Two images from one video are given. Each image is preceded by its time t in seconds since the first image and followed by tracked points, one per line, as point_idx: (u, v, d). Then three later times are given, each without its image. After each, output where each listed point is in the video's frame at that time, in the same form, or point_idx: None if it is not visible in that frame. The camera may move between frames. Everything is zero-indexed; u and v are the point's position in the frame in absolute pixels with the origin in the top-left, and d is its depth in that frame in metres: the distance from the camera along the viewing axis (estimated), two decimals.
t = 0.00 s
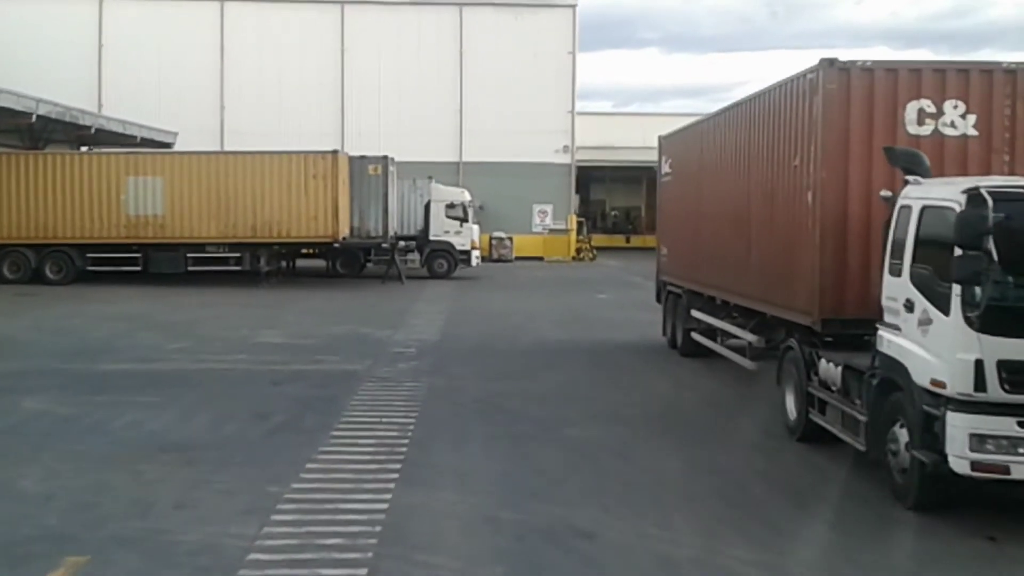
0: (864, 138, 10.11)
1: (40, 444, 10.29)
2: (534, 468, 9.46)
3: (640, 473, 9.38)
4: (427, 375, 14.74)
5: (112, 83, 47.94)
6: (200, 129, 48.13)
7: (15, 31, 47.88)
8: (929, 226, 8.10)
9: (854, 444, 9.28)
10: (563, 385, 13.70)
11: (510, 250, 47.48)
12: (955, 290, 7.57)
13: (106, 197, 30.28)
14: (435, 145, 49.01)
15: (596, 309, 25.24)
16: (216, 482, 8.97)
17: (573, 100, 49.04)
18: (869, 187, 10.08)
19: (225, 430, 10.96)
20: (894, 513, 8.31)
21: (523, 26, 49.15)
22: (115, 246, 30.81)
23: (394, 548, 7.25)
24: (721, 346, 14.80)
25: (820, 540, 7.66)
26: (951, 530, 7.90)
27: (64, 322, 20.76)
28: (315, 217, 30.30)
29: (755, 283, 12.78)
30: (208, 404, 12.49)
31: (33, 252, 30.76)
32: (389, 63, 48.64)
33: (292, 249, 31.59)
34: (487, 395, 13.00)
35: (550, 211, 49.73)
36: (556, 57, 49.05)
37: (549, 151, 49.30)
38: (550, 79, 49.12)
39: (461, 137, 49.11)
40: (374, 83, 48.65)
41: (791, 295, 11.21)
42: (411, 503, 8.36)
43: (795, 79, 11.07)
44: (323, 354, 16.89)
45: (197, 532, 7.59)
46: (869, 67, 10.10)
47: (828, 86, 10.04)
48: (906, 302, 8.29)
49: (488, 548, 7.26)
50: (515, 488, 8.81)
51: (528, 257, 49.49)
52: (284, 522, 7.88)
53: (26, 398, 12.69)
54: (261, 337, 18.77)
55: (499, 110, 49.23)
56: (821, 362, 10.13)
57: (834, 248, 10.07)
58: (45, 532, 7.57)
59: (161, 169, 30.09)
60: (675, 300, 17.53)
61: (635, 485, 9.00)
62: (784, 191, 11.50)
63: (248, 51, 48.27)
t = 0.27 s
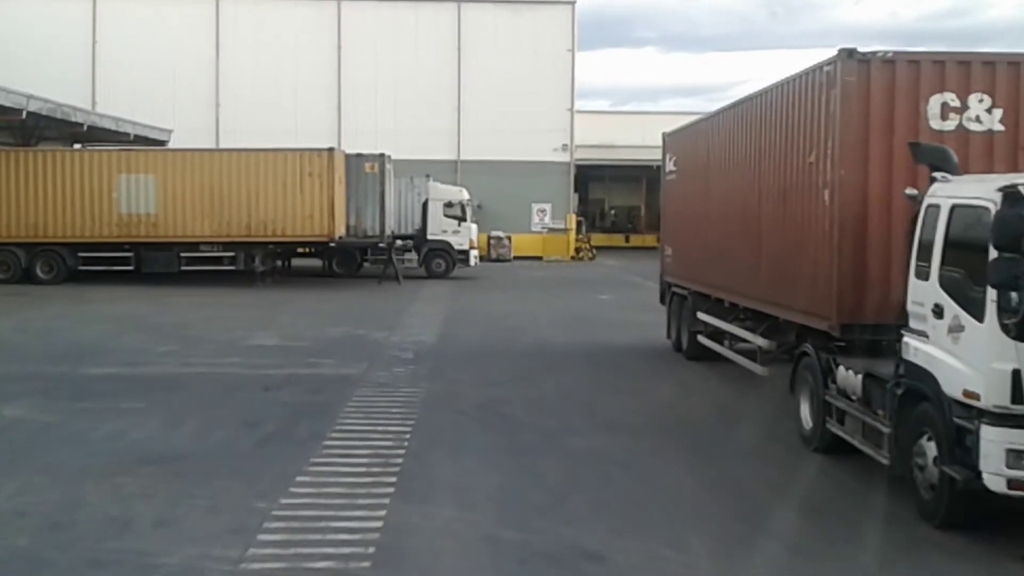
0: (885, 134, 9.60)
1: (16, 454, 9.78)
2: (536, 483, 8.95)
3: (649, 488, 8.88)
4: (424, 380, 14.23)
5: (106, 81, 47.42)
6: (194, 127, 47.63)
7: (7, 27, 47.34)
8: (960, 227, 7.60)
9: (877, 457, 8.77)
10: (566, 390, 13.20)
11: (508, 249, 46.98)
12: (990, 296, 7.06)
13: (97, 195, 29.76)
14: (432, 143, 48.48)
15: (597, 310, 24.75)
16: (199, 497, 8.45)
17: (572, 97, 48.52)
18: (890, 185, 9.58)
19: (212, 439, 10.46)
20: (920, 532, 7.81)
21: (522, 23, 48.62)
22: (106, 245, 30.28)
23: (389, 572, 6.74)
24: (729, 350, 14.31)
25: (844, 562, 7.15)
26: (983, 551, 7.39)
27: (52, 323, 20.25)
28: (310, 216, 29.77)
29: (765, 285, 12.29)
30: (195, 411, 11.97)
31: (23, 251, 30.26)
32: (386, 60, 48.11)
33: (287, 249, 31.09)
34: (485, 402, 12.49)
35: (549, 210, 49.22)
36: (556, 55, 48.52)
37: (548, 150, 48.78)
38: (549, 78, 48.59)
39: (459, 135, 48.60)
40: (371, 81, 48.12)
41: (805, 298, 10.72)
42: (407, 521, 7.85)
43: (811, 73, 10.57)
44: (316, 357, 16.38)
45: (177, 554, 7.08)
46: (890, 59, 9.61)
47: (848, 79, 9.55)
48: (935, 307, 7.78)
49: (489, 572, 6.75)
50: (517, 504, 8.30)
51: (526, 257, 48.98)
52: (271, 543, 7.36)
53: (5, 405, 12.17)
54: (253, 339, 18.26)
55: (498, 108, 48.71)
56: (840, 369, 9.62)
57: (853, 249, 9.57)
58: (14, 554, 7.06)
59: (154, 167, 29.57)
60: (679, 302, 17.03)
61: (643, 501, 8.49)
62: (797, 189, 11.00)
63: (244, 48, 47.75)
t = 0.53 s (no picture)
0: (909, 131, 9.10)
1: None
2: (541, 502, 8.41)
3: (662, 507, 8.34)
4: (423, 386, 13.68)
5: (101, 80, 46.89)
6: (191, 126, 47.15)
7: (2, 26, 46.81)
8: (998, 228, 7.06)
9: (904, 473, 8.24)
10: (570, 399, 12.66)
11: (508, 250, 46.47)
12: None
13: (90, 195, 29.22)
14: (431, 143, 47.97)
15: (600, 313, 24.21)
16: (182, 517, 7.90)
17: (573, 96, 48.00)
18: (916, 186, 9.07)
19: (199, 452, 9.92)
20: (954, 555, 7.27)
21: (522, 21, 48.10)
22: (99, 246, 29.78)
23: None
24: (740, 355, 13.78)
25: None
26: None
27: (40, 326, 19.71)
28: (307, 217, 29.25)
29: (779, 290, 11.78)
30: (182, 421, 11.44)
31: (15, 253, 29.75)
32: (384, 59, 47.59)
33: (284, 250, 30.56)
34: (485, 411, 11.95)
35: (549, 210, 48.69)
36: (556, 53, 48.00)
37: (548, 149, 48.26)
38: (549, 76, 48.05)
39: (459, 134, 48.09)
40: (369, 79, 47.61)
41: (823, 304, 10.20)
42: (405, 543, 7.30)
43: (829, 67, 10.06)
44: (311, 362, 15.84)
45: None
46: (913, 51, 9.10)
47: (869, 72, 9.04)
48: (969, 313, 7.25)
49: None
50: (522, 525, 7.75)
51: (527, 258, 48.46)
52: (257, 568, 6.82)
53: None
54: (247, 344, 17.72)
55: (497, 107, 48.20)
56: (862, 378, 9.09)
57: (876, 252, 9.06)
58: None
59: (148, 166, 29.03)
60: (686, 305, 16.50)
61: (655, 522, 7.95)
62: (814, 189, 10.51)
63: (241, 47, 47.24)
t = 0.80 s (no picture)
0: (939, 126, 8.59)
1: None
2: (548, 521, 7.89)
3: (675, 526, 7.82)
4: (423, 392, 13.16)
5: (97, 76, 46.34)
6: (187, 123, 46.64)
7: None
8: None
9: (934, 490, 7.73)
10: (576, 406, 12.13)
11: (508, 250, 45.97)
12: None
13: (83, 193, 28.69)
14: (430, 142, 47.46)
15: (602, 314, 23.70)
16: (163, 536, 7.38)
17: (574, 95, 47.47)
18: (945, 185, 8.58)
19: (185, 464, 9.40)
20: None
21: (523, 18, 47.57)
22: (92, 244, 29.25)
23: None
24: (752, 362, 13.25)
25: None
26: None
27: (28, 327, 19.20)
28: (304, 216, 28.74)
29: (795, 293, 11.27)
30: (170, 429, 10.91)
31: (7, 251, 29.25)
32: (384, 57, 47.06)
33: (280, 249, 30.03)
34: (487, 418, 11.44)
35: (549, 210, 48.17)
36: (558, 51, 47.46)
37: (549, 148, 47.74)
38: (550, 74, 47.51)
39: (458, 133, 47.57)
40: (369, 77, 47.07)
41: (843, 308, 9.70)
42: (401, 567, 6.77)
43: (851, 59, 9.55)
44: (306, 365, 15.31)
45: None
46: (944, 42, 8.58)
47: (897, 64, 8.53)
48: (1009, 321, 6.74)
49: None
50: (527, 546, 7.23)
51: (527, 258, 47.96)
52: None
53: None
54: (240, 346, 17.19)
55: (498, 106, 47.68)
56: (887, 388, 8.59)
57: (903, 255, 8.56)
58: None
59: (142, 164, 28.50)
60: (693, 308, 15.99)
61: (669, 544, 7.43)
62: (833, 188, 10.01)
63: (238, 44, 46.70)
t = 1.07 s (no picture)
0: (972, 119, 8.08)
1: None
2: (554, 541, 7.39)
3: (691, 549, 7.29)
4: (421, 398, 12.66)
5: (93, 73, 45.79)
6: (184, 121, 46.12)
7: None
8: None
9: (970, 510, 7.20)
10: (580, 414, 11.63)
11: (507, 250, 45.46)
12: None
13: (75, 191, 28.16)
14: (430, 140, 46.94)
15: (604, 316, 23.21)
16: (141, 558, 6.87)
17: (574, 93, 46.96)
18: (977, 183, 8.06)
19: (170, 478, 8.88)
20: None
21: (523, 16, 47.02)
22: (85, 243, 28.74)
23: None
24: (764, 369, 12.77)
25: None
26: None
27: (16, 329, 18.68)
28: (300, 215, 28.23)
29: (813, 298, 10.76)
30: (155, 438, 10.40)
31: None
32: (382, 54, 46.51)
33: (276, 249, 29.50)
34: (488, 428, 10.93)
35: (549, 209, 47.66)
36: (558, 49, 46.93)
37: (549, 147, 47.22)
38: (550, 72, 46.99)
39: (457, 131, 47.03)
40: (367, 75, 46.53)
41: (866, 314, 9.20)
42: None
43: (874, 51, 9.04)
44: (300, 370, 14.80)
45: None
46: (977, 31, 8.06)
47: (927, 55, 8.02)
48: None
49: None
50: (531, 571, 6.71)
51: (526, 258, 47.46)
52: None
53: None
54: (233, 349, 16.68)
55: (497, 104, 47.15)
56: (916, 399, 8.06)
57: (932, 258, 8.07)
58: None
59: (136, 161, 28.00)
60: (701, 310, 15.50)
61: (683, 567, 6.91)
62: (855, 186, 9.49)
63: (236, 40, 46.15)
